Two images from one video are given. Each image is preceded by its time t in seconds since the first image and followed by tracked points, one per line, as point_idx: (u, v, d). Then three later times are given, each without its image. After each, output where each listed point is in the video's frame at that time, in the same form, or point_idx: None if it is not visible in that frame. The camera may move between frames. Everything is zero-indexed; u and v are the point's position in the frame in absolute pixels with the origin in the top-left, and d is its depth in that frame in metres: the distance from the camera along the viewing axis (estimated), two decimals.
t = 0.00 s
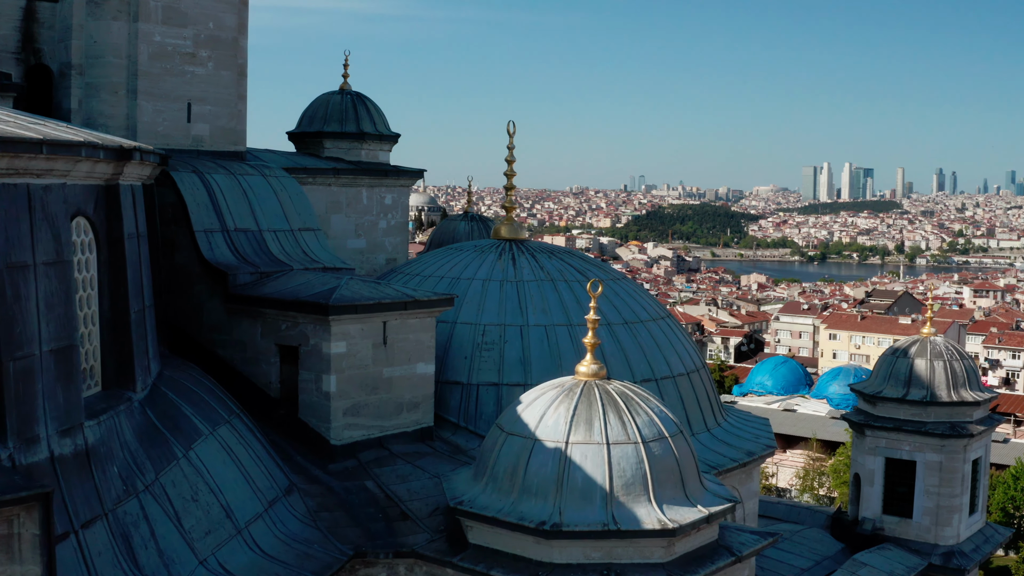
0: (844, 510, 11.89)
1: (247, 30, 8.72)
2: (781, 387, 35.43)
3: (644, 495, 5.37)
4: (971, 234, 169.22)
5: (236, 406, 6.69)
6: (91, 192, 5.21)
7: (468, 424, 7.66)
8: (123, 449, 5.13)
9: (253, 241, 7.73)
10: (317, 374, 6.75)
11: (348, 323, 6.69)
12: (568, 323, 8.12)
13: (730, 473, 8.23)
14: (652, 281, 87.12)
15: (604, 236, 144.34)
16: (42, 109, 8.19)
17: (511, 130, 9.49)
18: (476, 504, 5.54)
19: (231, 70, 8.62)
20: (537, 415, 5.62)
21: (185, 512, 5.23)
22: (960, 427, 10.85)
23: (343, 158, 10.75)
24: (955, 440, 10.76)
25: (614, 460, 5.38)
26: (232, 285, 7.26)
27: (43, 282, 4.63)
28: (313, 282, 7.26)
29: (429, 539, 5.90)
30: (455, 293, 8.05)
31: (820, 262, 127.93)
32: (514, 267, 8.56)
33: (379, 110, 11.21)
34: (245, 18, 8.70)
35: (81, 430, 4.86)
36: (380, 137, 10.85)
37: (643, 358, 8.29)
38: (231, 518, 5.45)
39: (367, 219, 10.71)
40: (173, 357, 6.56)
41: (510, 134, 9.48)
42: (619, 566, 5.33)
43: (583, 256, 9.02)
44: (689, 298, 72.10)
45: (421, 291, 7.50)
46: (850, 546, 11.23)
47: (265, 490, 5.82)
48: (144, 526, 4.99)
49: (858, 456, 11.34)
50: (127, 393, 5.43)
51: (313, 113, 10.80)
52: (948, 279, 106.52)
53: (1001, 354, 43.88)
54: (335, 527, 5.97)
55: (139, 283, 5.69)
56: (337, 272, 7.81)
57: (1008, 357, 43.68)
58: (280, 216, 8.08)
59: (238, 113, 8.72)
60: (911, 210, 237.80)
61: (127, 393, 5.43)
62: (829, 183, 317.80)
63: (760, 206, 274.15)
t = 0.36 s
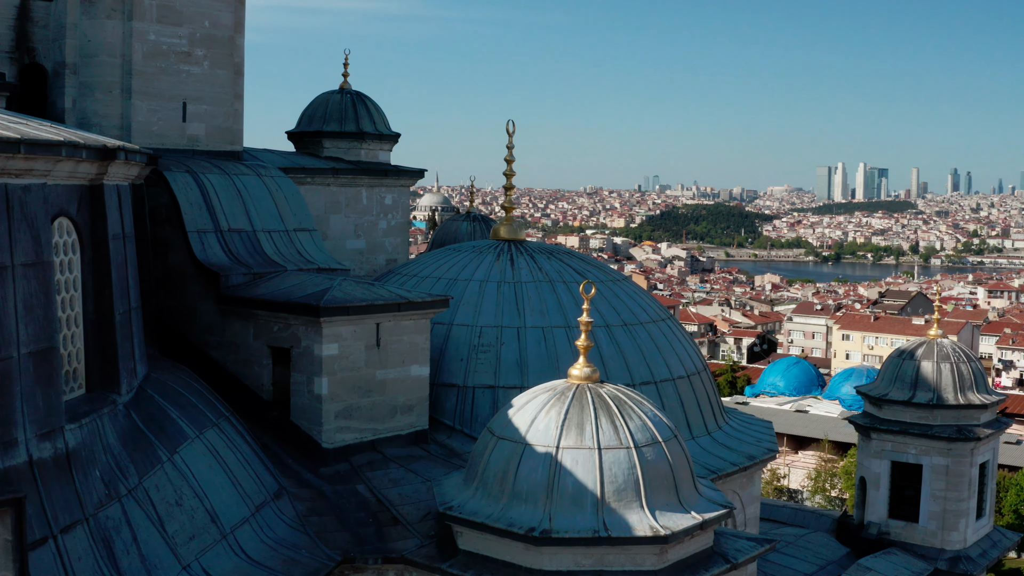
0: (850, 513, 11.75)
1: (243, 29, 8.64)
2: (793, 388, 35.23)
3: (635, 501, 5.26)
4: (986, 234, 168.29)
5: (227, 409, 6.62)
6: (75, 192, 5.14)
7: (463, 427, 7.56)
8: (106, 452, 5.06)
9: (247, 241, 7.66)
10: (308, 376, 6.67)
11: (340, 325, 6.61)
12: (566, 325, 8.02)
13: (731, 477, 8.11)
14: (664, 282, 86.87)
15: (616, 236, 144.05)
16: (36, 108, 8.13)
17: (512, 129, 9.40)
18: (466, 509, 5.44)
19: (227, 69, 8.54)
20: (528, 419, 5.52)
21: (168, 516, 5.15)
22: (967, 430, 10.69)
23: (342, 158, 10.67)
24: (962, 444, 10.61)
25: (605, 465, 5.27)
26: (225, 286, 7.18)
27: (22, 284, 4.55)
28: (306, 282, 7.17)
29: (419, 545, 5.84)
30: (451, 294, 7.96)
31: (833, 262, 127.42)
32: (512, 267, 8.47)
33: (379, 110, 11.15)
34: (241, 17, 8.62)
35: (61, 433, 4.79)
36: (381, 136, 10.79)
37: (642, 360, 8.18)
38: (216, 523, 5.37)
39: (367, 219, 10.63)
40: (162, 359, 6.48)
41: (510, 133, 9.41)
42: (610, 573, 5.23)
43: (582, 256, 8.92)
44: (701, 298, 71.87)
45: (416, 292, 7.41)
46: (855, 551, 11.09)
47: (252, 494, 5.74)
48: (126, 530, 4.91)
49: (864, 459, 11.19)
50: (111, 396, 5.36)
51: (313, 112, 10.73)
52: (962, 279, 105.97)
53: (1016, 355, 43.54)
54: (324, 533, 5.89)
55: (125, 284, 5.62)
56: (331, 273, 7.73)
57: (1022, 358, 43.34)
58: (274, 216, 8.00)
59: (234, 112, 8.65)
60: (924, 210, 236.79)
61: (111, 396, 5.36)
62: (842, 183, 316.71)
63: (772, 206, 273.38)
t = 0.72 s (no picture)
0: (856, 518, 11.61)
1: (241, 28, 8.57)
2: (806, 389, 35.02)
3: (627, 507, 5.15)
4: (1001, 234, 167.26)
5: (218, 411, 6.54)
6: (58, 193, 5.09)
7: (459, 430, 7.47)
8: (88, 456, 4.98)
9: (242, 242, 7.59)
10: (300, 379, 6.58)
11: (332, 327, 6.52)
12: (564, 327, 7.92)
13: (731, 482, 8.00)
14: (677, 281, 86.57)
15: (629, 236, 143.76)
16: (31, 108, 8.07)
17: (511, 129, 9.24)
18: (455, 515, 5.35)
19: (224, 68, 8.47)
20: (519, 423, 5.41)
21: (152, 522, 5.07)
22: (975, 434, 10.54)
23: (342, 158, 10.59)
24: (969, 448, 10.47)
25: (597, 471, 5.17)
26: (218, 287, 7.11)
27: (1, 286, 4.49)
28: (299, 284, 7.09)
29: (408, 552, 5.76)
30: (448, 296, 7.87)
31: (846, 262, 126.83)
32: (510, 268, 8.37)
33: (381, 109, 11.07)
34: (238, 15, 8.56)
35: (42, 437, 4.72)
36: (381, 136, 10.71)
37: (642, 362, 8.07)
38: (201, 528, 5.29)
39: (367, 219, 10.55)
40: (152, 362, 6.41)
41: (510, 133, 9.31)
42: None
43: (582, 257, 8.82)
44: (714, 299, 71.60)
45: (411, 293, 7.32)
46: (861, 556, 10.95)
47: (239, 498, 5.66)
48: (108, 536, 4.83)
49: (870, 463, 11.05)
50: (96, 399, 5.29)
51: (313, 111, 10.65)
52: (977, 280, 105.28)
53: None
54: (313, 538, 5.81)
55: (111, 286, 5.54)
56: (326, 274, 7.64)
57: None
58: (270, 216, 7.92)
59: (230, 112, 8.57)
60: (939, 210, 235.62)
61: (96, 399, 5.28)
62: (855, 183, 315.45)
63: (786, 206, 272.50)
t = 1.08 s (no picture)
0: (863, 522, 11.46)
1: (238, 27, 8.50)
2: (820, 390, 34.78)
3: (618, 515, 5.05)
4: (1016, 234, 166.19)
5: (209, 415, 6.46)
6: (41, 194, 5.02)
7: (455, 434, 7.38)
8: (71, 461, 4.91)
9: (236, 244, 7.51)
10: (292, 382, 6.50)
11: (323, 330, 6.44)
12: (562, 329, 7.82)
13: (732, 487, 7.88)
14: (690, 282, 86.30)
15: (642, 236, 143.44)
16: (26, 107, 8.02)
17: (512, 128, 9.08)
18: (444, 522, 5.25)
19: (220, 67, 8.40)
20: (509, 428, 5.32)
21: (134, 527, 5.00)
22: (982, 438, 10.39)
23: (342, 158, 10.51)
24: (977, 452, 10.32)
25: (587, 477, 5.06)
26: (211, 289, 7.03)
27: None
28: (293, 285, 7.01)
29: (397, 558, 5.71)
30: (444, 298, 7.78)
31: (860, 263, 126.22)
32: (509, 270, 8.28)
33: (381, 109, 10.99)
34: (235, 14, 8.49)
35: (22, 441, 4.65)
36: (382, 136, 10.64)
37: (641, 365, 7.96)
38: (186, 533, 5.21)
39: (367, 220, 10.47)
40: (142, 365, 6.34)
41: (509, 133, 9.21)
42: None
43: (582, 259, 8.73)
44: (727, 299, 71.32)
45: (406, 295, 7.23)
46: (868, 561, 10.81)
47: (226, 503, 5.59)
48: (89, 541, 4.76)
49: (877, 467, 10.90)
50: (80, 403, 5.21)
51: (313, 111, 10.58)
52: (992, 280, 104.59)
53: None
54: (301, 544, 5.73)
55: (97, 287, 5.47)
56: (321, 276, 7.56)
57: None
58: (265, 217, 7.84)
59: (227, 112, 8.50)
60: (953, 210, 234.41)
61: (80, 402, 5.21)
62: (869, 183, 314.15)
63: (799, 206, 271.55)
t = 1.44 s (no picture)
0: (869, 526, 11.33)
1: (235, 26, 8.44)
2: (832, 392, 34.57)
3: (610, 521, 4.96)
4: None
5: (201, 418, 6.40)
6: (25, 195, 4.97)
7: (451, 438, 7.29)
8: (54, 464, 4.84)
9: (230, 244, 7.45)
10: (284, 385, 6.43)
11: (316, 332, 6.36)
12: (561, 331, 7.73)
13: (732, 491, 7.78)
14: (703, 282, 86.01)
15: (654, 237, 143.11)
16: (21, 107, 7.97)
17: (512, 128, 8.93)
18: (433, 527, 5.17)
19: (217, 67, 8.34)
20: (500, 433, 5.23)
21: (119, 532, 4.93)
22: (989, 442, 10.24)
23: (342, 158, 10.43)
24: (984, 456, 10.18)
25: (579, 483, 4.97)
26: (204, 291, 6.97)
27: None
28: (287, 287, 6.94)
29: (387, 564, 5.68)
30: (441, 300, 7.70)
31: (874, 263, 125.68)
32: (508, 272, 8.20)
33: (382, 109, 10.93)
34: (232, 14, 8.43)
35: (4, 445, 4.59)
36: (382, 136, 10.56)
37: (641, 368, 7.87)
38: (172, 539, 5.14)
39: (368, 221, 10.40)
40: (133, 367, 6.28)
41: (509, 133, 9.12)
42: None
43: (582, 261, 8.64)
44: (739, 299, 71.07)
45: (401, 297, 7.15)
46: (874, 566, 10.67)
47: (215, 507, 5.52)
48: (73, 546, 4.69)
49: (883, 471, 10.77)
50: (65, 406, 5.15)
51: (313, 111, 10.52)
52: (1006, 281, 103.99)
53: None
54: (290, 549, 5.66)
55: (85, 289, 5.41)
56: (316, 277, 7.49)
57: None
58: (261, 218, 7.77)
59: (224, 112, 8.44)
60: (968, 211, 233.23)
61: (65, 405, 5.15)
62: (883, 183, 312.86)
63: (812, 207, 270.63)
